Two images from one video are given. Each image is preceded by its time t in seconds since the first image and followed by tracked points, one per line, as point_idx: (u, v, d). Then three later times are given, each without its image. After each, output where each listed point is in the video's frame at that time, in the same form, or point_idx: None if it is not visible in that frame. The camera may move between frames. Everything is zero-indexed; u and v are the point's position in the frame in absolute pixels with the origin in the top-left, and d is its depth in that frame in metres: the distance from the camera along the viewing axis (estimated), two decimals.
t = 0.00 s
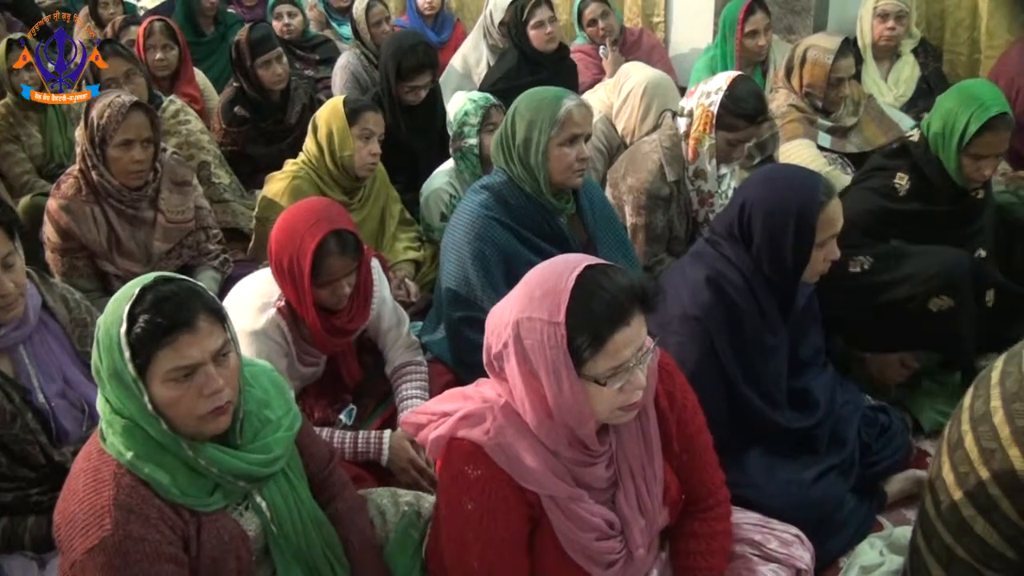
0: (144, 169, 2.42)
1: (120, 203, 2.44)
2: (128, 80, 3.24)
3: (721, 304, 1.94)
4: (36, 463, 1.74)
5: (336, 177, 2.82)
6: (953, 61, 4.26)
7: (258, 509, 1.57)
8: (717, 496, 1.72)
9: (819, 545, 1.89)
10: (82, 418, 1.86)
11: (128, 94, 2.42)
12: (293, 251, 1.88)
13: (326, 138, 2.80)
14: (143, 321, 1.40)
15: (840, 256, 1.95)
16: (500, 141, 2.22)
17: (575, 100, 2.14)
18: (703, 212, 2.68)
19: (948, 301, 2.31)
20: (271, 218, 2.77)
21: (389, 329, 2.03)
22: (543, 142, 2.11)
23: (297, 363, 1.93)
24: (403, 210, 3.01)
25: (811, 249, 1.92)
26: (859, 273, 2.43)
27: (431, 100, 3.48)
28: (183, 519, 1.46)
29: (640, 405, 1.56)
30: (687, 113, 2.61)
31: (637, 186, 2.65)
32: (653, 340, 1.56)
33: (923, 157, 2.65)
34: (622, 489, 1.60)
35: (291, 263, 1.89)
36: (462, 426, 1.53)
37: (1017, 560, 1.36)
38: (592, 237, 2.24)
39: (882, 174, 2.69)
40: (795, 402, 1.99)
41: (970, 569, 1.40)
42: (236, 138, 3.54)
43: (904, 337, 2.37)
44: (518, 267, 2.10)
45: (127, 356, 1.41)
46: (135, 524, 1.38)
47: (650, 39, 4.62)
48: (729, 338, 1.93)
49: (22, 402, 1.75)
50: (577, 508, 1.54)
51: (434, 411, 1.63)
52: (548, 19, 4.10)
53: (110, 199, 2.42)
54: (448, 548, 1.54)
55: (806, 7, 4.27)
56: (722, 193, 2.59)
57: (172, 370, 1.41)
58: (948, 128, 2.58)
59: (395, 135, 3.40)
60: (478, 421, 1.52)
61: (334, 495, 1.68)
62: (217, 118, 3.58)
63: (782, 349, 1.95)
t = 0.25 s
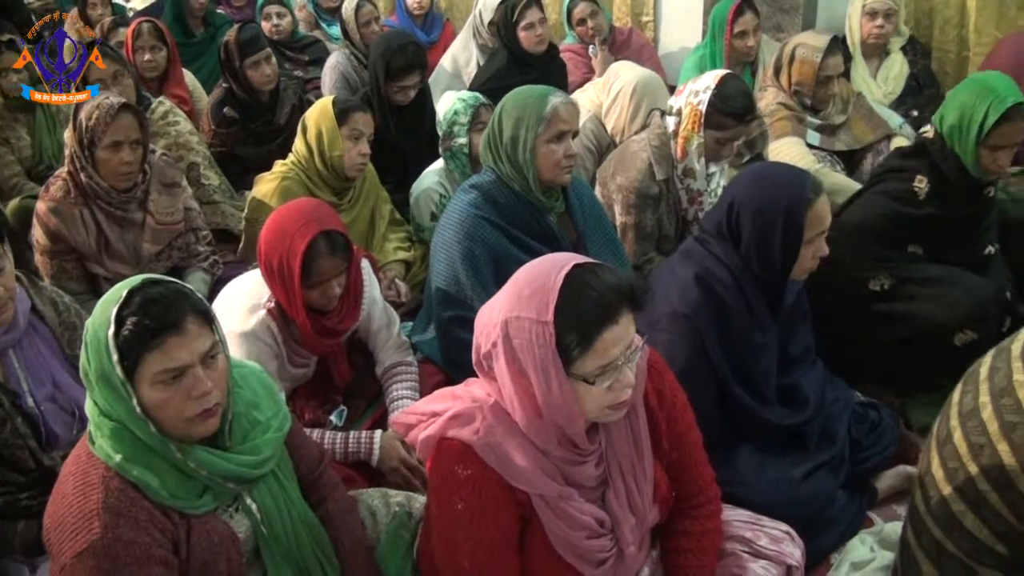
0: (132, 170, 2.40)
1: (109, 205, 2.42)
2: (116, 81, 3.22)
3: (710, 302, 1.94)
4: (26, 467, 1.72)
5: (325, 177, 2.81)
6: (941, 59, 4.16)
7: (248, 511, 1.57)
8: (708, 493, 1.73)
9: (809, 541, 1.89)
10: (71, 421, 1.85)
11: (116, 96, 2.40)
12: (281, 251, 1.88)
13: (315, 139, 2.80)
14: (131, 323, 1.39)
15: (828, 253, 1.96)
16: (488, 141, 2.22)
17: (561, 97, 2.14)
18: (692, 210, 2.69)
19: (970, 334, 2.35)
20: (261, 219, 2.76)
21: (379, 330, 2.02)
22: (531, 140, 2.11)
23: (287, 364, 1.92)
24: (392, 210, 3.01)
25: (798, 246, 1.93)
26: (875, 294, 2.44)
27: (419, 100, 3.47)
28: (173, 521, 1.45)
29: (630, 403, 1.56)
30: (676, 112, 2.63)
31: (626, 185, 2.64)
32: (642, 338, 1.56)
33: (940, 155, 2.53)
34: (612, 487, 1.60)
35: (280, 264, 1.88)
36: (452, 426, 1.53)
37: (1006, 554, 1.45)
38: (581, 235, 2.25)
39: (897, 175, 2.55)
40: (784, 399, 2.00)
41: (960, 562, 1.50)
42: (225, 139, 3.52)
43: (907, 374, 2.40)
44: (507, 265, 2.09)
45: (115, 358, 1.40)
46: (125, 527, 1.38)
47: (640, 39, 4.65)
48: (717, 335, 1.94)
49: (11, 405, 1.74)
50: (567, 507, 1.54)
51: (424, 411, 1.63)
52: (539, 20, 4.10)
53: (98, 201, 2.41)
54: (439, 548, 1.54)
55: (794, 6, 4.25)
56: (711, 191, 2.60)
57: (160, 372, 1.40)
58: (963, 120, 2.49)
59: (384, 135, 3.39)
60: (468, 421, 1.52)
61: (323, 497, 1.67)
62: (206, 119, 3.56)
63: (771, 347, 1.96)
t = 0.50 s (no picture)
0: (117, 174, 2.39)
1: (94, 210, 2.41)
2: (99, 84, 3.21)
3: (696, 301, 1.94)
4: (14, 473, 1.72)
5: (310, 179, 2.80)
6: (926, 57, 4.11)
7: (236, 514, 1.57)
8: (695, 491, 1.74)
9: (797, 539, 1.90)
10: (58, 427, 1.83)
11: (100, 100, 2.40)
12: (268, 254, 1.87)
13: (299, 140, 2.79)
14: (117, 328, 1.38)
15: (812, 251, 1.97)
16: (473, 142, 2.22)
17: (545, 98, 2.15)
18: (678, 210, 2.69)
19: (957, 341, 2.33)
20: (246, 221, 2.76)
21: (366, 331, 2.02)
22: (515, 140, 2.11)
23: (274, 367, 1.92)
24: (378, 211, 2.99)
25: (784, 244, 1.93)
26: (867, 283, 2.46)
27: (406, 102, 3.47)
28: (160, 526, 1.45)
29: (616, 403, 1.56)
30: (661, 111, 2.63)
31: (611, 185, 2.65)
32: (628, 338, 1.56)
33: (951, 148, 2.49)
34: (599, 487, 1.60)
35: (266, 267, 1.87)
36: (438, 427, 1.53)
37: (994, 548, 1.52)
38: (567, 235, 2.25)
39: (909, 163, 2.54)
40: (771, 397, 2.01)
41: (949, 557, 1.57)
42: (210, 142, 3.51)
43: (899, 371, 2.38)
44: (494, 266, 2.09)
45: (101, 363, 1.39)
46: (112, 532, 1.37)
47: (625, 39, 4.61)
48: (704, 334, 1.94)
49: None
50: (554, 507, 1.54)
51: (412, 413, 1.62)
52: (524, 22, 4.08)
53: (83, 206, 2.40)
54: (427, 549, 1.54)
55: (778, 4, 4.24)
56: (696, 191, 2.60)
57: (146, 376, 1.39)
58: (972, 115, 2.42)
59: (370, 137, 3.39)
60: (455, 422, 1.52)
61: (311, 500, 1.66)
62: (191, 122, 3.54)
63: (756, 345, 1.96)
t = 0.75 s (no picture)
0: (95, 179, 2.37)
1: (71, 215, 2.39)
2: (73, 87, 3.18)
3: (675, 299, 1.94)
4: None
5: (289, 181, 2.78)
6: (902, 55, 4.14)
7: (217, 519, 1.54)
8: (676, 489, 1.74)
9: (778, 534, 1.91)
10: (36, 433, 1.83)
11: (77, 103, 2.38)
12: (247, 257, 1.86)
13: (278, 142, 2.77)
14: (93, 333, 1.38)
15: (791, 249, 1.97)
16: (453, 143, 2.22)
17: (525, 98, 2.15)
18: (657, 210, 2.70)
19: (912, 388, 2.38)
20: (225, 223, 2.72)
21: (346, 333, 2.01)
22: (495, 141, 2.11)
23: (253, 371, 1.90)
24: (357, 213, 2.98)
25: (761, 243, 1.94)
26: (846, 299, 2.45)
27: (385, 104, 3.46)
28: (139, 532, 1.44)
29: (596, 402, 1.56)
30: (639, 112, 2.65)
31: (591, 185, 2.65)
32: (607, 338, 1.57)
33: (942, 143, 2.52)
34: (580, 486, 1.60)
35: (245, 269, 1.86)
36: (418, 429, 1.53)
37: (973, 542, 1.54)
38: (548, 236, 2.25)
39: (903, 159, 2.56)
40: (751, 394, 2.02)
41: (929, 551, 1.59)
42: (188, 145, 3.48)
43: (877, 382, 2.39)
44: (475, 267, 2.09)
45: (77, 369, 1.39)
46: (91, 539, 1.37)
47: (604, 39, 4.64)
48: (683, 332, 1.94)
49: None
50: (535, 506, 1.53)
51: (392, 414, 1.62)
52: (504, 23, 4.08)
53: (61, 210, 2.37)
54: (407, 552, 1.52)
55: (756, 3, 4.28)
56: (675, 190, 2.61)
57: (123, 381, 1.39)
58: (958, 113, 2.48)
59: (349, 139, 3.37)
60: (435, 423, 1.52)
61: (291, 504, 1.65)
62: (168, 125, 3.52)
63: (735, 344, 1.96)
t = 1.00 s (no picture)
0: (64, 185, 2.35)
1: (42, 222, 2.37)
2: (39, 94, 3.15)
3: (647, 299, 1.94)
4: None
5: (260, 186, 2.77)
6: (871, 54, 4.15)
7: (190, 528, 1.54)
8: (650, 488, 1.75)
9: (753, 531, 1.92)
10: (9, 444, 1.82)
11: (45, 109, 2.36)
12: (218, 262, 1.85)
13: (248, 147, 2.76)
14: (63, 341, 1.36)
15: (761, 248, 1.98)
16: (424, 146, 2.21)
17: (496, 101, 2.15)
18: (628, 210, 2.72)
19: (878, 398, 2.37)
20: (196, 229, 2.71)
21: (320, 336, 2.00)
22: (466, 144, 2.11)
23: (227, 378, 1.89)
24: (329, 216, 2.96)
25: (732, 243, 1.94)
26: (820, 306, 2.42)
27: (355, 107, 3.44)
28: (113, 542, 1.43)
29: (569, 402, 1.57)
30: (609, 112, 2.65)
31: (563, 186, 2.67)
32: (579, 338, 1.57)
33: (914, 144, 2.53)
34: (555, 486, 1.60)
35: (217, 275, 1.85)
36: (391, 432, 1.51)
37: (946, 534, 1.54)
38: (520, 237, 2.25)
39: (873, 162, 2.55)
40: (725, 392, 2.02)
41: (903, 544, 1.57)
42: (158, 151, 3.45)
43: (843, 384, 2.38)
44: (448, 270, 2.09)
45: (48, 378, 1.37)
46: (64, 551, 1.36)
47: (575, 40, 4.62)
48: (656, 331, 1.95)
49: None
50: (510, 507, 1.52)
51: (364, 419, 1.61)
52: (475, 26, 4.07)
53: (31, 218, 2.36)
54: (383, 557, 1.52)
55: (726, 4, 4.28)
56: (646, 190, 2.62)
57: (94, 390, 1.37)
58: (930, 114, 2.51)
59: (320, 142, 3.36)
60: (408, 426, 1.50)
61: (267, 510, 1.65)
62: (137, 130, 3.49)
63: (709, 343, 1.97)
